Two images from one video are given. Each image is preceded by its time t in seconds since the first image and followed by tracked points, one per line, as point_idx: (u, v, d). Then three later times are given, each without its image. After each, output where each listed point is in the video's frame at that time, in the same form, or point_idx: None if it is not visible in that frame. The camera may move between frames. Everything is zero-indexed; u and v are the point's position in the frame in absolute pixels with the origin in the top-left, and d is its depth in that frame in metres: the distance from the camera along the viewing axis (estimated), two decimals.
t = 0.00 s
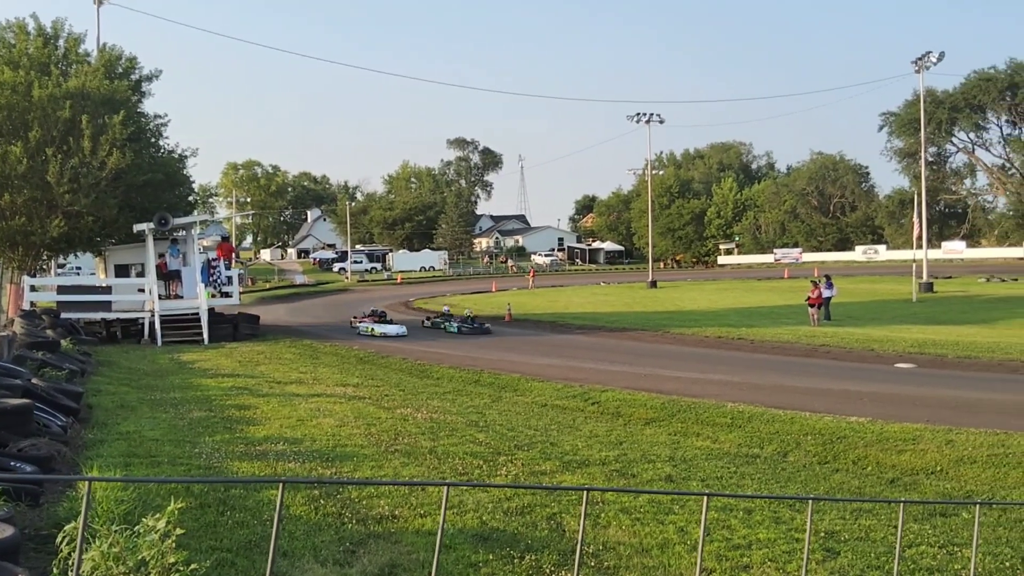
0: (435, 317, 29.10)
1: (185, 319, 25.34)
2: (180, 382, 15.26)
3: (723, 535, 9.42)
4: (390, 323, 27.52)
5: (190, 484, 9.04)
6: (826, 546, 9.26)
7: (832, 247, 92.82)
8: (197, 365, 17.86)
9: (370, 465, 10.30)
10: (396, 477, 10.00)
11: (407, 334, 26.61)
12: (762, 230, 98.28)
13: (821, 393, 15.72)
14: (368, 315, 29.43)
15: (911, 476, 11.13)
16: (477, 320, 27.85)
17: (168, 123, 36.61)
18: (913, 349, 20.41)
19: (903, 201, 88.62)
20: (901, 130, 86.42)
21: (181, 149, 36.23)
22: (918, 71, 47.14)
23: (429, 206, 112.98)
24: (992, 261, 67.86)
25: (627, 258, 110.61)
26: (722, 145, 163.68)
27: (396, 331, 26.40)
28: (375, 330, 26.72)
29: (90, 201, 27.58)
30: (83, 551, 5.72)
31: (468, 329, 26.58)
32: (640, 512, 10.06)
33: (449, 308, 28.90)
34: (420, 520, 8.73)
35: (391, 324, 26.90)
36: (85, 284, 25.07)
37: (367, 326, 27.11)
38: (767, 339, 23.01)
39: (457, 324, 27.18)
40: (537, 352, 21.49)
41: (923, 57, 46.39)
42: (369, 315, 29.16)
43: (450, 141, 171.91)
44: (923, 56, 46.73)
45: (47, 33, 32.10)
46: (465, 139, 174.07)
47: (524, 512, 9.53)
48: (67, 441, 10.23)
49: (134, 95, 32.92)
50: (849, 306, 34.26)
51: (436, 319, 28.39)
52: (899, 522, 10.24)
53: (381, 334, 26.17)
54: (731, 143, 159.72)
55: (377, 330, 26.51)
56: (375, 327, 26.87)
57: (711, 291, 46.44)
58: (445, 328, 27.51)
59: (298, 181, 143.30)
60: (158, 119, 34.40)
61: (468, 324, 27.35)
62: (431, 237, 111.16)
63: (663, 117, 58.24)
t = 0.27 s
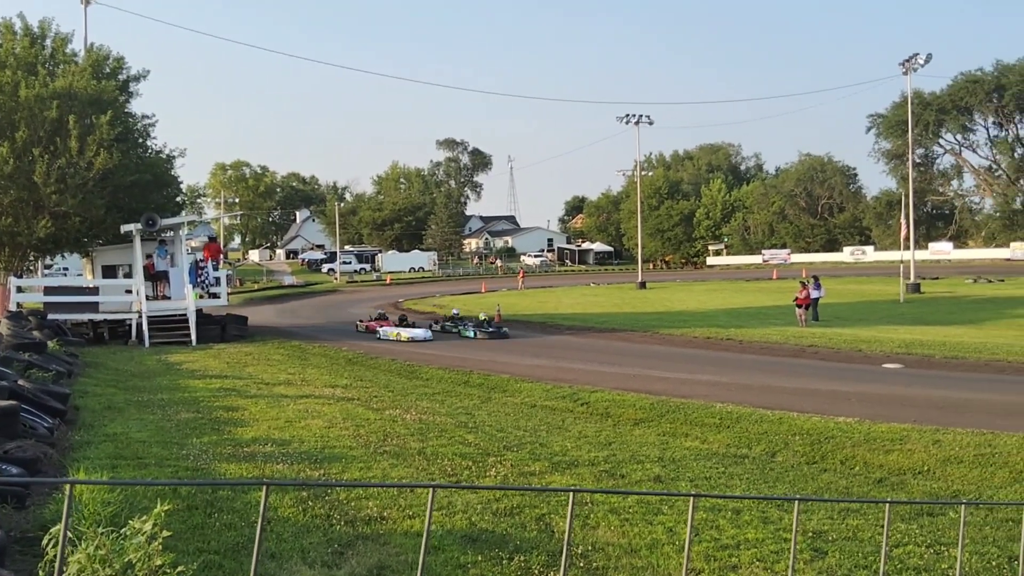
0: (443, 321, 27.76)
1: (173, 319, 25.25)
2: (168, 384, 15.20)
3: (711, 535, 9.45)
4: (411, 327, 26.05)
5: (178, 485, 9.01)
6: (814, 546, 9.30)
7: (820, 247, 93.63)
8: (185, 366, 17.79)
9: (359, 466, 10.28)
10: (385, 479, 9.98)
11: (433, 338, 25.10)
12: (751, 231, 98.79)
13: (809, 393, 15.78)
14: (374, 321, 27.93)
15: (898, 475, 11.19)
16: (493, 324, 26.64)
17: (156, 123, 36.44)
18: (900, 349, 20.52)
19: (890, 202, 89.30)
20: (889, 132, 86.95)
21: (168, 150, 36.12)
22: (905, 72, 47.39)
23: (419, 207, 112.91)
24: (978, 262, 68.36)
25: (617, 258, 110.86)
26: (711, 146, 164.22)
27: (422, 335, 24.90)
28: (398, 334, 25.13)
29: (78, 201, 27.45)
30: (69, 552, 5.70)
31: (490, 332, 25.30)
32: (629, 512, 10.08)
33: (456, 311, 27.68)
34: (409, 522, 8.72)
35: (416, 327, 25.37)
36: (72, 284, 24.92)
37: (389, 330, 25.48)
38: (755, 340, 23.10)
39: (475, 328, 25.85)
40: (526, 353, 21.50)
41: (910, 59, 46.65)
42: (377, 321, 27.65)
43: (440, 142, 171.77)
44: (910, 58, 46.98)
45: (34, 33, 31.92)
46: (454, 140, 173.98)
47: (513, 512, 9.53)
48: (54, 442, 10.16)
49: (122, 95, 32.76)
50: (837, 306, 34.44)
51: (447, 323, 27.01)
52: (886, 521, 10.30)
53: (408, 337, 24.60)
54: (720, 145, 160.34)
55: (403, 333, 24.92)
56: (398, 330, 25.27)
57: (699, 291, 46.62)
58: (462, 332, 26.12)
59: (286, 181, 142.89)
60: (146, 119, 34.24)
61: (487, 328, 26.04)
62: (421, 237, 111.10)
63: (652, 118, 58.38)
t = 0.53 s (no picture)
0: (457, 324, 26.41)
1: (160, 320, 25.13)
2: (155, 384, 15.14)
3: (699, 535, 9.49)
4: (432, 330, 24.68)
5: (164, 486, 8.97)
6: (802, 545, 9.35)
7: (806, 248, 93.65)
8: (171, 366, 17.72)
9: (346, 467, 10.26)
10: (372, 480, 9.97)
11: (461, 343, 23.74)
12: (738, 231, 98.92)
13: (796, 393, 15.84)
14: (385, 324, 26.49)
15: (885, 475, 11.24)
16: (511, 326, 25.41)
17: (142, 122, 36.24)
18: (886, 349, 20.62)
19: (876, 202, 89.71)
20: (875, 133, 87.50)
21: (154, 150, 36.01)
22: (892, 74, 47.59)
23: (407, 207, 112.75)
24: (964, 262, 68.89)
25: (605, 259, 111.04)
26: (699, 146, 164.50)
27: (450, 339, 23.53)
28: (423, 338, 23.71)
29: (63, 201, 27.29)
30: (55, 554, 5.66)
31: (515, 336, 24.04)
32: (617, 512, 10.11)
33: (469, 313, 26.40)
34: (396, 522, 8.72)
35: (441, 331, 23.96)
36: (58, 284, 24.73)
37: (412, 334, 24.02)
38: (743, 340, 23.18)
39: (497, 332, 24.54)
40: (514, 353, 21.51)
41: (897, 60, 46.85)
42: (390, 325, 26.23)
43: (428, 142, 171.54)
44: (896, 59, 47.18)
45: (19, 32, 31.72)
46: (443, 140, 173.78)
47: (501, 513, 9.54)
48: (39, 443, 10.10)
49: (108, 94, 32.58)
50: (824, 307, 34.60)
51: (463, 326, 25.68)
52: (873, 520, 10.35)
53: (436, 341, 23.21)
54: (707, 145, 160.87)
55: (429, 337, 23.51)
56: (422, 333, 23.84)
57: (687, 292, 46.78)
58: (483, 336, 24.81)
59: (274, 181, 142.37)
60: (132, 119, 34.04)
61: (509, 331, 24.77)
62: (409, 237, 110.97)
63: (641, 119, 58.39)
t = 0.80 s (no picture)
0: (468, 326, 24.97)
1: (138, 320, 24.91)
2: (133, 385, 15.00)
3: (679, 533, 9.53)
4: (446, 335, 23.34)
5: (142, 488, 8.89)
6: (781, 543, 9.42)
7: (786, 248, 94.87)
8: (150, 367, 17.57)
9: (327, 468, 10.21)
10: (353, 480, 9.93)
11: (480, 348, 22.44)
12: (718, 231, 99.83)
13: (775, 392, 15.94)
14: (392, 328, 25.09)
15: (863, 473, 11.34)
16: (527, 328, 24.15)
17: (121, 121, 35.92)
18: (864, 348, 20.80)
19: (855, 203, 90.86)
20: (853, 134, 88.33)
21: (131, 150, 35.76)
22: (870, 75, 47.95)
23: (388, 207, 112.49)
24: (941, 262, 69.60)
25: (586, 259, 111.30)
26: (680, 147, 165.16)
27: (468, 344, 22.22)
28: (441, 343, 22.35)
29: (39, 201, 27.03)
30: (31, 556, 5.59)
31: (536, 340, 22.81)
32: (598, 511, 10.14)
33: (478, 316, 25.10)
34: (377, 523, 8.69)
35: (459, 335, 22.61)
36: (34, 285, 24.45)
37: (428, 339, 22.66)
38: (723, 339, 23.30)
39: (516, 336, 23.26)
40: (494, 353, 21.50)
41: (874, 62, 47.24)
42: (398, 328, 24.84)
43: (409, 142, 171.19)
44: (874, 61, 47.57)
45: None
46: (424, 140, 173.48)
47: (482, 513, 9.53)
48: (15, 445, 9.98)
49: (85, 93, 32.27)
50: (803, 306, 34.84)
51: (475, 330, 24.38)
52: (851, 518, 10.43)
53: (454, 347, 21.90)
54: (688, 146, 161.63)
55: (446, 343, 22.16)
56: (438, 338, 22.50)
57: (668, 291, 46.97)
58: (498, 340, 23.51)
59: (253, 181, 141.59)
60: (110, 118, 33.74)
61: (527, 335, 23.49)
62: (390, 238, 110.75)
63: (621, 119, 58.45)
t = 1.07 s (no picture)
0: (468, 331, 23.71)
1: (96, 321, 24.48)
2: (90, 387, 14.75)
3: (641, 531, 9.60)
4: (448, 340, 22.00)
5: (100, 492, 8.74)
6: (741, 540, 9.52)
7: (747, 248, 95.76)
8: (108, 369, 17.29)
9: (288, 469, 10.13)
10: (315, 481, 9.87)
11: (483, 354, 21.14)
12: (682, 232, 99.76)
13: (737, 391, 16.11)
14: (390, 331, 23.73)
15: (822, 470, 11.50)
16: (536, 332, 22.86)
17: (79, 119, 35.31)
18: (824, 347, 21.10)
19: (815, 203, 91.78)
20: (813, 136, 89.55)
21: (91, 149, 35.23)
22: (830, 78, 48.62)
23: (351, 207, 111.77)
24: (898, 262, 70.78)
25: (551, 259, 111.53)
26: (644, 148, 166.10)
27: (471, 349, 20.90)
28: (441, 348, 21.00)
29: None
30: None
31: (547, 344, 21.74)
32: (561, 510, 10.18)
33: (480, 320, 23.79)
34: (339, 524, 8.64)
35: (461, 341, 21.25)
36: None
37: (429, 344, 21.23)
38: (686, 339, 23.50)
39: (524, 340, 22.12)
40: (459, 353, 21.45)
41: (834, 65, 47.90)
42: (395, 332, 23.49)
43: (373, 141, 170.10)
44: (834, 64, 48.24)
45: None
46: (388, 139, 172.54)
47: (445, 513, 9.51)
48: None
49: (42, 90, 31.67)
50: (764, 306, 35.24)
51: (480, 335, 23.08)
52: (811, 515, 10.57)
53: (455, 354, 20.58)
54: (651, 147, 162.67)
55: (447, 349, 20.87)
56: (439, 344, 21.14)
57: (632, 291, 47.22)
58: (505, 347, 22.25)
59: (215, 180, 139.77)
60: (68, 115, 33.16)
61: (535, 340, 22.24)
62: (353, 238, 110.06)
63: (585, 120, 58.53)
